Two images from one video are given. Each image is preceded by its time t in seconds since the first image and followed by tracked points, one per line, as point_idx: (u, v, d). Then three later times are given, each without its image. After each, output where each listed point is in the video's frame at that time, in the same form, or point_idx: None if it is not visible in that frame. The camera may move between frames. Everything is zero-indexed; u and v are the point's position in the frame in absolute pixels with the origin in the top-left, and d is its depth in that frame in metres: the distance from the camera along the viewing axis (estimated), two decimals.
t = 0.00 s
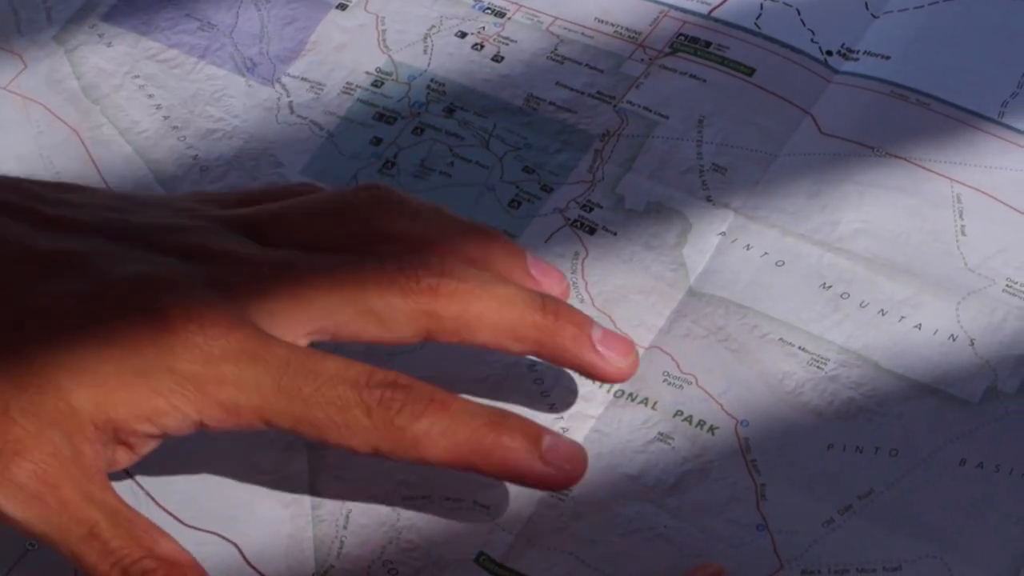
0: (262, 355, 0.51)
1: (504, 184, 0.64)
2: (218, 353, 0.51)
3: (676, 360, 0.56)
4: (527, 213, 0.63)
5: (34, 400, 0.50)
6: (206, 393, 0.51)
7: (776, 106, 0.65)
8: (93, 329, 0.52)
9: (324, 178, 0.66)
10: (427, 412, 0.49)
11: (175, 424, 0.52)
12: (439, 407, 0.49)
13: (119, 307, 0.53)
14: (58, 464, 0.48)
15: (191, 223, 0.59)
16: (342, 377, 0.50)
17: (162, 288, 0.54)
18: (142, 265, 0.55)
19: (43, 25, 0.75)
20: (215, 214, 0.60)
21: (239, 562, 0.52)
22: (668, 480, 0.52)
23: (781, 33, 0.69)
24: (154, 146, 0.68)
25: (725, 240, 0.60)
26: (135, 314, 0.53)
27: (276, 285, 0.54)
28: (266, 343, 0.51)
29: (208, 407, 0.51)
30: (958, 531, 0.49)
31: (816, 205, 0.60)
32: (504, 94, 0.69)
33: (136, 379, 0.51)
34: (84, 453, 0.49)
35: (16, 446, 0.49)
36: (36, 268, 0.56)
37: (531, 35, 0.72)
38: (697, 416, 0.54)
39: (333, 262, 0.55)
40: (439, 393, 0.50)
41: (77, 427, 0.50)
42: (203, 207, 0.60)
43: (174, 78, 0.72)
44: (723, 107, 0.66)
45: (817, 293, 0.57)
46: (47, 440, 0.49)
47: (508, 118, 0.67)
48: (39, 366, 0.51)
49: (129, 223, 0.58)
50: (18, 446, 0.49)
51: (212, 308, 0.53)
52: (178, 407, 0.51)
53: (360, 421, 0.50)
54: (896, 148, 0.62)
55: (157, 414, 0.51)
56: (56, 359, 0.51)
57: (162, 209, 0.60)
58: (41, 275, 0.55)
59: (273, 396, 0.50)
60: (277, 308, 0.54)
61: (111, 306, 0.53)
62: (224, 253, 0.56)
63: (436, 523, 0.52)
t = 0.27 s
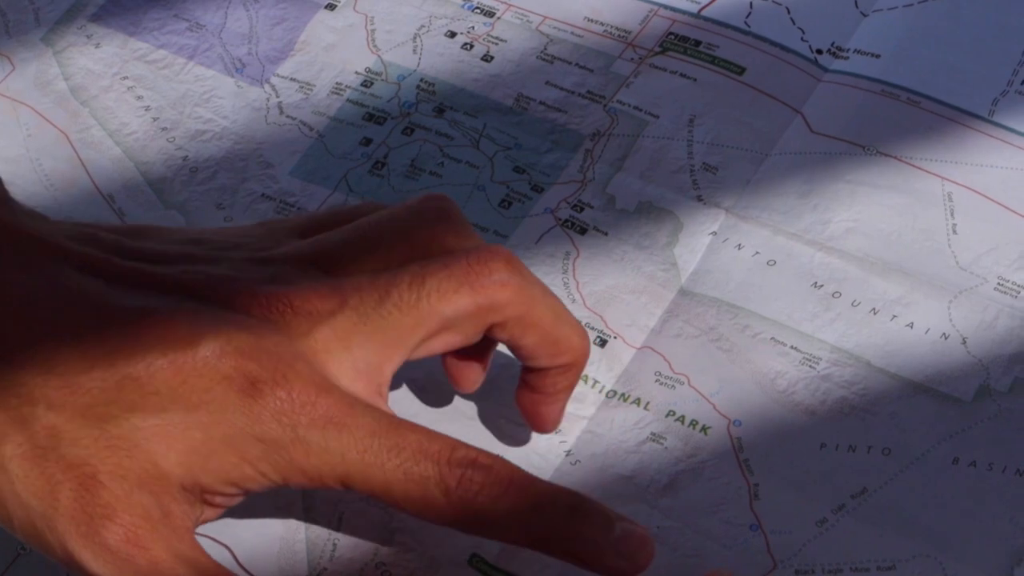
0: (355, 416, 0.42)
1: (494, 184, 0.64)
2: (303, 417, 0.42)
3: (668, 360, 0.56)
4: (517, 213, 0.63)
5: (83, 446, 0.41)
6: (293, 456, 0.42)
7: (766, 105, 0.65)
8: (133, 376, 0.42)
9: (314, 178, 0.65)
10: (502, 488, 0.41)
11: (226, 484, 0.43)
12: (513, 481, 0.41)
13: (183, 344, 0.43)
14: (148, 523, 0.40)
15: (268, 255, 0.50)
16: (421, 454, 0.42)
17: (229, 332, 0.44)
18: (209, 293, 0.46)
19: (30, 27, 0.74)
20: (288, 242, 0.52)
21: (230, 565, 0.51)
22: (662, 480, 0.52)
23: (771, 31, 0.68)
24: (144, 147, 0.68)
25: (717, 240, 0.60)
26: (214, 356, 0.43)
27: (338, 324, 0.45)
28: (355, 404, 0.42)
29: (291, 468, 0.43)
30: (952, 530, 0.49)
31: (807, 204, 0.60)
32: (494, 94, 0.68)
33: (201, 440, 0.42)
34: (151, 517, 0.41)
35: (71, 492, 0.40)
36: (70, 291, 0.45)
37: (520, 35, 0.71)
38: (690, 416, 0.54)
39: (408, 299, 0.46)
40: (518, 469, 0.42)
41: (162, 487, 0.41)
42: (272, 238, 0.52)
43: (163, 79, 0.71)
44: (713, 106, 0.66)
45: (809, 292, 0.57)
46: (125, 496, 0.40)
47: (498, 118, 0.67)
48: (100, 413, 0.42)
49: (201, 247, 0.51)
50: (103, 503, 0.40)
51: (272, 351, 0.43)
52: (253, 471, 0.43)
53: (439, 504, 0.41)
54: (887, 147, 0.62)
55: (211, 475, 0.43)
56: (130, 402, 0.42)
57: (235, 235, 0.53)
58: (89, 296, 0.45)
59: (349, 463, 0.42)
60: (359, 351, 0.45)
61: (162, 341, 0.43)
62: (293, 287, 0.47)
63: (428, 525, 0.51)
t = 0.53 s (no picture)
0: (402, 457, 0.41)
1: (486, 185, 0.64)
2: (354, 461, 0.41)
3: (661, 361, 0.56)
4: (509, 215, 0.62)
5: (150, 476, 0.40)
6: (343, 494, 0.41)
7: (757, 104, 0.65)
8: (196, 408, 0.41)
9: (305, 180, 0.65)
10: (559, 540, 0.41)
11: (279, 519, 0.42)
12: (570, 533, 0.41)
13: (242, 376, 0.41)
14: (208, 551, 0.41)
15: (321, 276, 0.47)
16: (468, 498, 0.41)
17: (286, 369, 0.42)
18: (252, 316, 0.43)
19: (19, 30, 0.74)
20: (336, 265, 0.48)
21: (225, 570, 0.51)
22: (656, 482, 0.52)
23: (762, 30, 0.68)
24: (134, 151, 0.67)
25: (709, 240, 0.59)
26: (272, 394, 0.41)
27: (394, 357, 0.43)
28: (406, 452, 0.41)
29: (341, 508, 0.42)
30: (947, 529, 0.49)
31: (799, 203, 0.60)
32: (486, 94, 0.68)
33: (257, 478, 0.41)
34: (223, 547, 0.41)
35: (131, 520, 0.40)
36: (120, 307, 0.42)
37: (511, 35, 0.71)
38: (684, 417, 0.54)
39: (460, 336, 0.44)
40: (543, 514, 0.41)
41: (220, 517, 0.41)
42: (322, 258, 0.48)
43: (153, 82, 0.71)
44: (705, 106, 0.65)
45: (802, 292, 0.57)
46: (185, 523, 0.40)
47: (490, 119, 0.67)
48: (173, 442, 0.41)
49: (232, 261, 0.47)
50: (164, 529, 0.40)
51: (327, 389, 0.42)
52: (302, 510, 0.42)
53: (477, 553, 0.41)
54: (879, 146, 0.62)
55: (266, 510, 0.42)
56: (193, 432, 0.41)
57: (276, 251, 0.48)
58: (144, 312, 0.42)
59: (396, 508, 0.41)
60: (411, 387, 0.43)
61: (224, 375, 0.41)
62: (348, 314, 0.44)
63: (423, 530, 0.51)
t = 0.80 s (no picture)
0: (452, 444, 0.47)
1: (478, 185, 0.63)
2: (402, 449, 0.47)
3: (656, 360, 0.55)
4: (502, 214, 0.62)
5: (201, 471, 0.46)
6: (393, 482, 0.47)
7: (749, 101, 0.65)
8: (247, 404, 0.47)
9: (296, 180, 0.65)
10: (594, 512, 0.47)
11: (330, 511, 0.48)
12: (603, 504, 0.47)
13: (297, 371, 0.48)
14: (260, 543, 0.45)
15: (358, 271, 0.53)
16: (517, 480, 0.47)
17: (337, 367, 0.48)
18: (310, 317, 0.50)
19: (7, 29, 0.73)
20: (372, 255, 0.54)
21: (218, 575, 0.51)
22: (652, 481, 0.51)
23: (753, 26, 0.68)
24: (125, 151, 0.67)
25: (702, 237, 0.59)
26: (323, 388, 0.48)
27: (435, 348, 0.49)
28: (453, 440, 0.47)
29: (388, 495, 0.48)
30: (943, 526, 0.49)
31: (792, 199, 0.60)
32: (477, 93, 0.68)
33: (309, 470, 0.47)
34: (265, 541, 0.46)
35: (187, 517, 0.45)
36: (182, 314, 0.49)
37: (503, 33, 0.71)
38: (679, 416, 0.53)
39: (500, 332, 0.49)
40: (601, 492, 0.48)
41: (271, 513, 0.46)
42: (358, 249, 0.55)
43: (144, 81, 0.70)
44: (697, 102, 0.65)
45: (796, 289, 0.57)
46: (239, 518, 0.46)
47: (481, 117, 0.67)
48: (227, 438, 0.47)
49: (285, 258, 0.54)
50: (219, 526, 0.45)
51: (374, 380, 0.48)
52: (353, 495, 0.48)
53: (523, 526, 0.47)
54: (872, 142, 0.62)
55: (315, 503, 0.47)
56: (243, 430, 0.47)
57: (319, 244, 0.56)
58: (201, 320, 0.49)
59: (445, 490, 0.47)
60: (453, 376, 0.49)
61: (277, 370, 0.48)
62: (390, 310, 0.50)
63: (418, 532, 0.51)
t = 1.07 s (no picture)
0: (477, 413, 0.49)
1: (471, 184, 0.63)
2: (431, 421, 0.49)
3: (650, 359, 0.55)
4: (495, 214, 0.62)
5: (231, 451, 0.48)
6: (424, 454, 0.49)
7: (741, 98, 0.65)
8: (276, 383, 0.49)
9: (288, 179, 0.65)
10: (618, 472, 0.49)
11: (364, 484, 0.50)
12: (628, 467, 0.49)
13: (323, 349, 0.50)
14: (295, 518, 0.47)
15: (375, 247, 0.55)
16: (540, 446, 0.49)
17: (362, 343, 0.50)
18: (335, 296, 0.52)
19: None
20: (387, 230, 0.56)
21: None
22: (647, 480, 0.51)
23: (745, 23, 0.68)
24: (117, 151, 0.66)
25: (696, 234, 0.59)
26: (350, 364, 0.50)
27: (457, 321, 0.51)
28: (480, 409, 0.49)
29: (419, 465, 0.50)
30: (939, 523, 0.49)
31: (786, 196, 0.60)
32: (469, 92, 0.68)
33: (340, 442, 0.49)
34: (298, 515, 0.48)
35: (221, 500, 0.48)
36: (207, 300, 0.51)
37: (494, 31, 0.71)
38: (674, 415, 0.53)
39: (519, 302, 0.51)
40: (627, 452, 0.49)
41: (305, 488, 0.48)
42: (371, 226, 0.57)
43: (135, 81, 0.70)
44: (689, 100, 0.65)
45: (789, 286, 0.57)
46: (272, 497, 0.48)
47: (473, 116, 0.66)
48: (256, 418, 0.49)
49: (301, 239, 0.56)
50: (253, 506, 0.47)
51: (398, 354, 0.50)
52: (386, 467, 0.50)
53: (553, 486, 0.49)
54: (865, 138, 0.62)
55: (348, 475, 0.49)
56: (273, 411, 0.49)
57: (334, 223, 0.57)
58: (222, 304, 0.51)
59: (476, 456, 0.49)
60: (475, 349, 0.51)
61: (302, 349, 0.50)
62: (411, 287, 0.52)
63: (413, 532, 0.51)
